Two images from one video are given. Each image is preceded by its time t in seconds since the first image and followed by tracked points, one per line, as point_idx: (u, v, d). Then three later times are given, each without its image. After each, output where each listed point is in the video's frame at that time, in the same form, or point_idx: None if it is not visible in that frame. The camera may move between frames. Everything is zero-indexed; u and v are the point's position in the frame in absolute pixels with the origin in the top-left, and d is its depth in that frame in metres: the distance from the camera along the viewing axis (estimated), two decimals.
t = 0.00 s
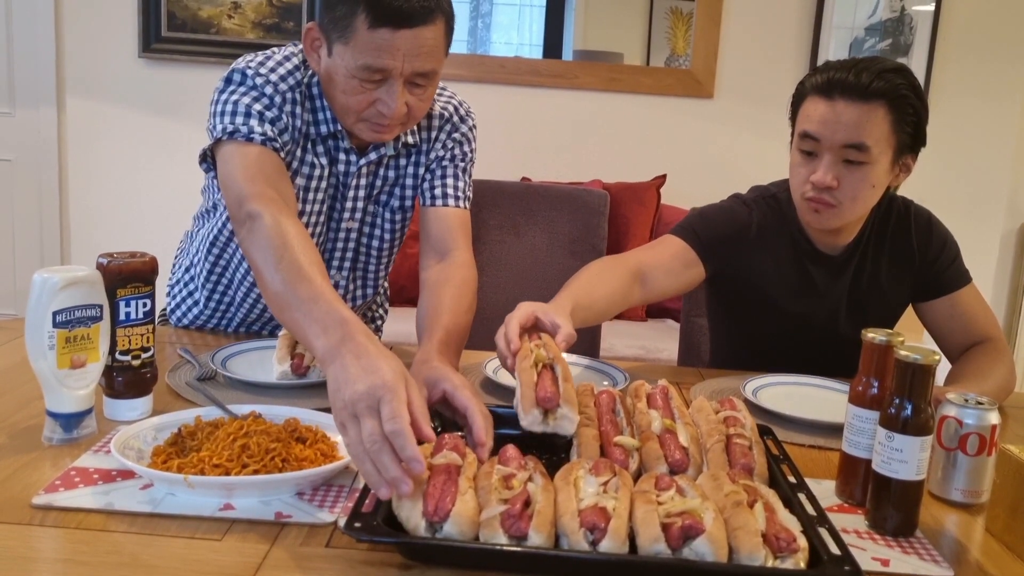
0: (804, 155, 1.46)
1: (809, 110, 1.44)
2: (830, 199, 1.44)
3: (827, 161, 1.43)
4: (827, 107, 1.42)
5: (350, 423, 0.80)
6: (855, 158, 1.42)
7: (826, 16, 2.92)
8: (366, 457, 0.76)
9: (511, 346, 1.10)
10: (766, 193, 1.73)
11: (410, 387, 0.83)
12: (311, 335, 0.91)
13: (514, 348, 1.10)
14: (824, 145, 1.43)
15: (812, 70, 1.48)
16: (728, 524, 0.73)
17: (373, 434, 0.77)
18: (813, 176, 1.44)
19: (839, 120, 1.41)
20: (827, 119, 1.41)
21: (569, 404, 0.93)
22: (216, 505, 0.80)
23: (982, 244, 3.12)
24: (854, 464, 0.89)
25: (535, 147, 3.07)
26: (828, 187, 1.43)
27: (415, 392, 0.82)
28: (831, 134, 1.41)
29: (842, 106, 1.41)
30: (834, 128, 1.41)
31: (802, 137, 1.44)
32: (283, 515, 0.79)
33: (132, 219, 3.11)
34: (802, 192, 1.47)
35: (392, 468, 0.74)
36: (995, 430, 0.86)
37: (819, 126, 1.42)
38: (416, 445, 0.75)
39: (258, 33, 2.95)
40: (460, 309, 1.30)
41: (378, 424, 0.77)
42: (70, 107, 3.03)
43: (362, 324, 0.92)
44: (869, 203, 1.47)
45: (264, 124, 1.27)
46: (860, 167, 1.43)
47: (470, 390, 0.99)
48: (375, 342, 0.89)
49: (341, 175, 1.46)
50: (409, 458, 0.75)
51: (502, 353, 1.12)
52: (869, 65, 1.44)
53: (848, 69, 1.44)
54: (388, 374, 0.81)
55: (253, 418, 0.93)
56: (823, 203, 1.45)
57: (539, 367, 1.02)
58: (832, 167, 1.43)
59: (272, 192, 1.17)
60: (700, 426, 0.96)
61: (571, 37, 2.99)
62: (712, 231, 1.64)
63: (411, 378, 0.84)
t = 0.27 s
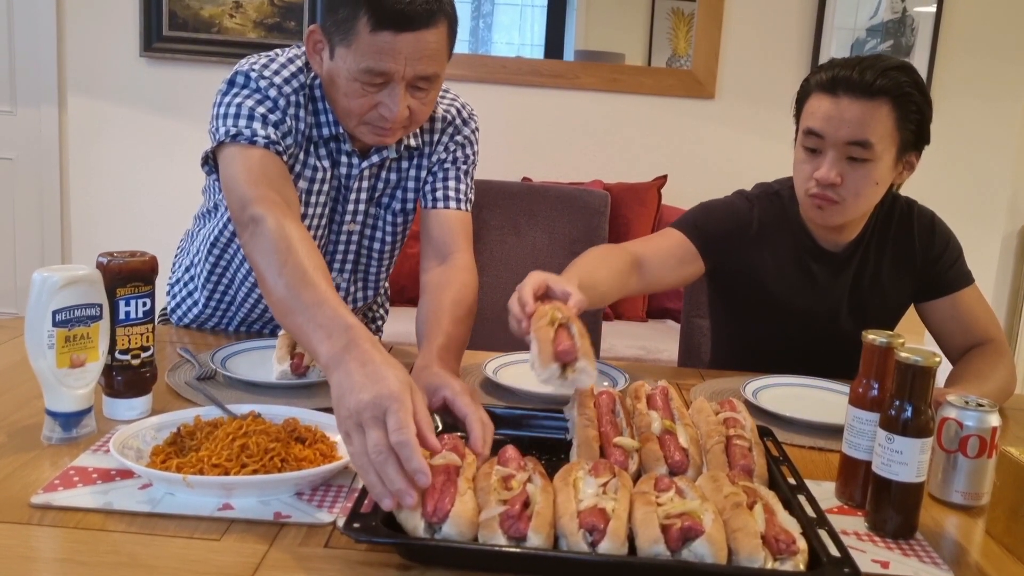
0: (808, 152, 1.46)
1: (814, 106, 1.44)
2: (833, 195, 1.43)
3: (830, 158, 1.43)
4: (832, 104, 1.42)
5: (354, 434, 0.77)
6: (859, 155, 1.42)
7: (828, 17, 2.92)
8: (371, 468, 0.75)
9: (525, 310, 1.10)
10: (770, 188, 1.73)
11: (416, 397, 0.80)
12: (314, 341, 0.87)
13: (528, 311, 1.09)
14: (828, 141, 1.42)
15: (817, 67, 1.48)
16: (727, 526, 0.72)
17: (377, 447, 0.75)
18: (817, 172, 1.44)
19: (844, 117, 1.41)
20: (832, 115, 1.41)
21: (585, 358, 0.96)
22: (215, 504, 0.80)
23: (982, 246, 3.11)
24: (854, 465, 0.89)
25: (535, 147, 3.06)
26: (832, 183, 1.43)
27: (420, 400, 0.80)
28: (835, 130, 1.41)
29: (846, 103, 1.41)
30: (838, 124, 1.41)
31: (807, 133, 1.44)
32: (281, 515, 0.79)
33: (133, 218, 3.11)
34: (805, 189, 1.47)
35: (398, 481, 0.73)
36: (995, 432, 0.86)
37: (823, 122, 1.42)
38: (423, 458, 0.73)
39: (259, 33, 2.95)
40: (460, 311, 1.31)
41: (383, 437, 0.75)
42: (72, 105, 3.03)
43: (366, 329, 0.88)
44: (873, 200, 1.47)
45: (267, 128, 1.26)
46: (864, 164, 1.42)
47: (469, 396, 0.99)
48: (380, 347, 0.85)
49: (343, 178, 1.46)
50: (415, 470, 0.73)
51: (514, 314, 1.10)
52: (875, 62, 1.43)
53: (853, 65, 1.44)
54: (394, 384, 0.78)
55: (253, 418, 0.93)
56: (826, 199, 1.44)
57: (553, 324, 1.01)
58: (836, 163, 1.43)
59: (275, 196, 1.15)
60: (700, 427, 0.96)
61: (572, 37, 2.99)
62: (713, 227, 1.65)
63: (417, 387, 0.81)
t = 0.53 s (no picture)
0: (823, 151, 1.46)
1: (829, 107, 1.44)
2: (848, 195, 1.44)
3: (846, 158, 1.43)
4: (848, 105, 1.41)
5: (358, 439, 0.76)
6: (874, 157, 1.42)
7: (830, 17, 2.91)
8: (377, 475, 0.73)
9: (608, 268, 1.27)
10: (783, 181, 1.75)
11: (420, 402, 0.79)
12: (316, 345, 0.87)
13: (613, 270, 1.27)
14: (843, 142, 1.42)
15: (834, 66, 1.48)
16: (727, 527, 0.72)
17: (383, 452, 0.73)
18: (832, 173, 1.44)
19: (860, 119, 1.41)
20: (847, 116, 1.41)
21: (686, 308, 1.14)
22: (215, 503, 0.80)
23: (984, 246, 3.11)
24: (854, 466, 0.88)
25: (537, 147, 3.06)
26: (847, 183, 1.43)
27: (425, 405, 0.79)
28: (851, 132, 1.41)
29: (863, 104, 1.41)
30: (854, 126, 1.41)
31: (822, 134, 1.44)
32: (281, 514, 0.79)
33: (133, 216, 3.11)
34: (821, 186, 1.47)
35: (404, 487, 0.71)
36: (996, 433, 0.86)
37: (838, 124, 1.42)
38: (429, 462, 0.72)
39: (261, 31, 2.95)
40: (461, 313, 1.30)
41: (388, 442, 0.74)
42: (73, 103, 3.03)
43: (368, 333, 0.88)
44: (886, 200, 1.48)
45: (269, 132, 1.26)
46: (879, 164, 1.42)
47: (471, 396, 0.99)
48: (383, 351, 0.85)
49: (345, 181, 1.46)
50: (422, 476, 0.71)
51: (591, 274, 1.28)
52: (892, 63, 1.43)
53: (870, 66, 1.43)
54: (397, 388, 0.77)
55: (252, 416, 0.93)
56: (842, 199, 1.45)
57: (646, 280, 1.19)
58: (851, 164, 1.43)
59: (277, 198, 1.14)
60: (701, 428, 0.96)
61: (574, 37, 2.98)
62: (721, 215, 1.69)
63: (420, 392, 0.80)
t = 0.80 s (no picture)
0: (841, 168, 1.47)
1: (847, 124, 1.44)
2: (866, 210, 1.46)
3: (864, 176, 1.44)
4: (867, 124, 1.41)
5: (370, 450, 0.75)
6: (892, 175, 1.43)
7: (831, 18, 2.91)
8: (389, 487, 0.72)
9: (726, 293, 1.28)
10: (797, 182, 1.76)
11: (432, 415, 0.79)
12: (326, 353, 0.86)
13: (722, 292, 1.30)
14: (863, 161, 1.43)
15: (852, 81, 1.48)
16: (726, 527, 0.72)
17: (396, 464, 0.73)
18: (850, 190, 1.45)
19: (879, 137, 1.41)
20: (868, 136, 1.41)
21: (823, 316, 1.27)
22: (214, 502, 0.80)
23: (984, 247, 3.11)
24: (853, 467, 0.88)
25: (537, 147, 3.06)
26: (864, 201, 1.44)
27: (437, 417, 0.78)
28: (872, 152, 1.41)
29: (882, 124, 1.41)
30: (874, 146, 1.41)
31: (841, 152, 1.45)
32: (280, 513, 0.79)
33: (134, 214, 3.11)
34: (838, 201, 1.49)
35: (417, 501, 0.71)
36: (996, 435, 0.86)
37: (858, 143, 1.42)
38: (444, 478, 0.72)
39: (262, 31, 2.95)
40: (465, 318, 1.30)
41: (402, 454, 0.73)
42: (74, 102, 3.03)
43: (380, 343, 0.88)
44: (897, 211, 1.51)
45: (273, 137, 1.26)
46: (897, 181, 1.44)
47: (471, 400, 0.99)
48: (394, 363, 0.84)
49: (348, 185, 1.46)
50: (435, 491, 0.71)
51: (711, 295, 1.30)
52: (911, 81, 1.43)
53: (889, 85, 1.43)
54: (412, 400, 0.77)
55: (252, 415, 0.93)
56: (859, 213, 1.47)
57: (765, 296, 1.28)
58: (869, 182, 1.44)
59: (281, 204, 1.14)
60: (700, 428, 0.96)
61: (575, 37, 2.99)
62: (731, 220, 1.72)
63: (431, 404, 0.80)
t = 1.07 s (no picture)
0: (852, 180, 1.47)
1: (858, 137, 1.44)
2: (877, 222, 1.48)
3: (875, 190, 1.44)
4: (879, 139, 1.42)
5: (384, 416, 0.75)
6: (903, 187, 1.44)
7: (832, 20, 2.91)
8: (411, 440, 0.72)
9: (785, 356, 1.27)
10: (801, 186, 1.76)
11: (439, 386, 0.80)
12: (335, 347, 0.86)
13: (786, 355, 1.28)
14: (874, 175, 1.43)
15: (863, 91, 1.48)
16: (726, 528, 0.72)
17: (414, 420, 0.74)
18: (861, 203, 1.46)
19: (891, 152, 1.41)
20: (880, 151, 1.41)
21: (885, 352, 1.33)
22: (214, 501, 0.80)
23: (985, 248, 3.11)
24: (854, 468, 0.89)
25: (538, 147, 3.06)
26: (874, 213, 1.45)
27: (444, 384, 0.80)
28: (884, 166, 1.42)
29: (894, 139, 1.41)
30: (886, 160, 1.41)
31: (852, 165, 1.45)
32: (280, 512, 0.79)
33: (134, 214, 3.11)
34: (849, 213, 1.50)
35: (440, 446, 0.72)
36: (995, 436, 0.86)
37: (870, 157, 1.43)
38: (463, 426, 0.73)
39: (262, 30, 2.95)
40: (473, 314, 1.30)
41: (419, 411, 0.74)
42: (75, 101, 3.03)
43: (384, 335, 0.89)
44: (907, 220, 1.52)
45: (273, 140, 1.25)
46: (908, 194, 1.45)
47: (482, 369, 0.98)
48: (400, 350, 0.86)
49: (351, 186, 1.46)
50: (455, 439, 0.73)
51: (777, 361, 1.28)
52: (922, 93, 1.43)
53: (900, 97, 1.43)
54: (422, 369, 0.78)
55: (252, 415, 0.93)
56: (870, 225, 1.49)
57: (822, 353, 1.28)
58: (880, 195, 1.44)
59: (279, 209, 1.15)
60: (700, 429, 0.96)
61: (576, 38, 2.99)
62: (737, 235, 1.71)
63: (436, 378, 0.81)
